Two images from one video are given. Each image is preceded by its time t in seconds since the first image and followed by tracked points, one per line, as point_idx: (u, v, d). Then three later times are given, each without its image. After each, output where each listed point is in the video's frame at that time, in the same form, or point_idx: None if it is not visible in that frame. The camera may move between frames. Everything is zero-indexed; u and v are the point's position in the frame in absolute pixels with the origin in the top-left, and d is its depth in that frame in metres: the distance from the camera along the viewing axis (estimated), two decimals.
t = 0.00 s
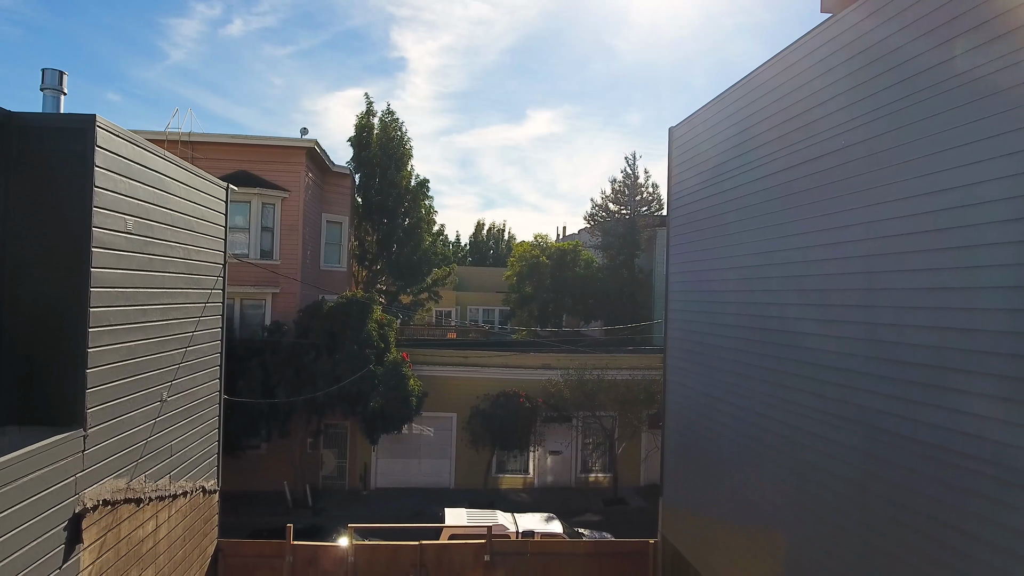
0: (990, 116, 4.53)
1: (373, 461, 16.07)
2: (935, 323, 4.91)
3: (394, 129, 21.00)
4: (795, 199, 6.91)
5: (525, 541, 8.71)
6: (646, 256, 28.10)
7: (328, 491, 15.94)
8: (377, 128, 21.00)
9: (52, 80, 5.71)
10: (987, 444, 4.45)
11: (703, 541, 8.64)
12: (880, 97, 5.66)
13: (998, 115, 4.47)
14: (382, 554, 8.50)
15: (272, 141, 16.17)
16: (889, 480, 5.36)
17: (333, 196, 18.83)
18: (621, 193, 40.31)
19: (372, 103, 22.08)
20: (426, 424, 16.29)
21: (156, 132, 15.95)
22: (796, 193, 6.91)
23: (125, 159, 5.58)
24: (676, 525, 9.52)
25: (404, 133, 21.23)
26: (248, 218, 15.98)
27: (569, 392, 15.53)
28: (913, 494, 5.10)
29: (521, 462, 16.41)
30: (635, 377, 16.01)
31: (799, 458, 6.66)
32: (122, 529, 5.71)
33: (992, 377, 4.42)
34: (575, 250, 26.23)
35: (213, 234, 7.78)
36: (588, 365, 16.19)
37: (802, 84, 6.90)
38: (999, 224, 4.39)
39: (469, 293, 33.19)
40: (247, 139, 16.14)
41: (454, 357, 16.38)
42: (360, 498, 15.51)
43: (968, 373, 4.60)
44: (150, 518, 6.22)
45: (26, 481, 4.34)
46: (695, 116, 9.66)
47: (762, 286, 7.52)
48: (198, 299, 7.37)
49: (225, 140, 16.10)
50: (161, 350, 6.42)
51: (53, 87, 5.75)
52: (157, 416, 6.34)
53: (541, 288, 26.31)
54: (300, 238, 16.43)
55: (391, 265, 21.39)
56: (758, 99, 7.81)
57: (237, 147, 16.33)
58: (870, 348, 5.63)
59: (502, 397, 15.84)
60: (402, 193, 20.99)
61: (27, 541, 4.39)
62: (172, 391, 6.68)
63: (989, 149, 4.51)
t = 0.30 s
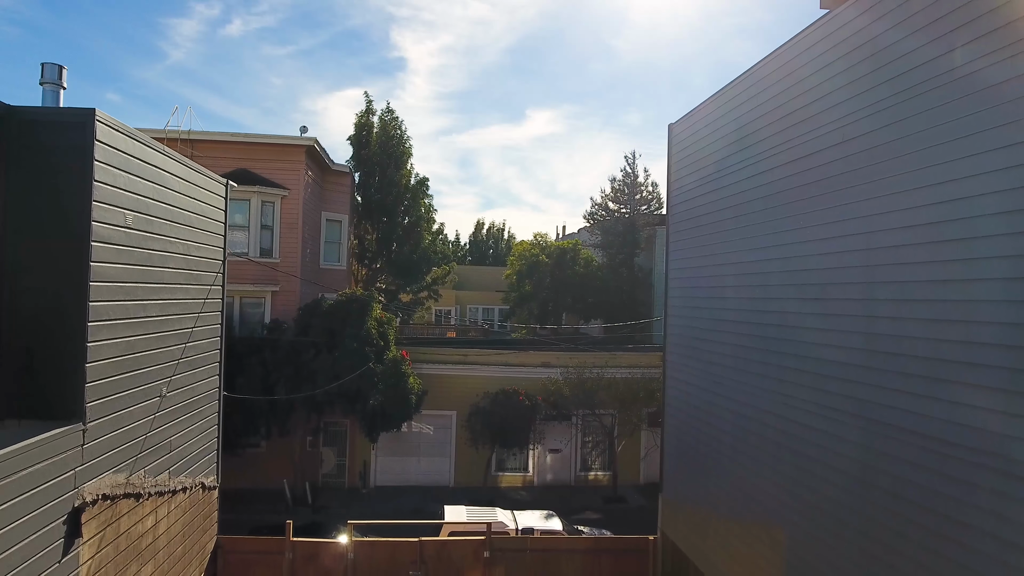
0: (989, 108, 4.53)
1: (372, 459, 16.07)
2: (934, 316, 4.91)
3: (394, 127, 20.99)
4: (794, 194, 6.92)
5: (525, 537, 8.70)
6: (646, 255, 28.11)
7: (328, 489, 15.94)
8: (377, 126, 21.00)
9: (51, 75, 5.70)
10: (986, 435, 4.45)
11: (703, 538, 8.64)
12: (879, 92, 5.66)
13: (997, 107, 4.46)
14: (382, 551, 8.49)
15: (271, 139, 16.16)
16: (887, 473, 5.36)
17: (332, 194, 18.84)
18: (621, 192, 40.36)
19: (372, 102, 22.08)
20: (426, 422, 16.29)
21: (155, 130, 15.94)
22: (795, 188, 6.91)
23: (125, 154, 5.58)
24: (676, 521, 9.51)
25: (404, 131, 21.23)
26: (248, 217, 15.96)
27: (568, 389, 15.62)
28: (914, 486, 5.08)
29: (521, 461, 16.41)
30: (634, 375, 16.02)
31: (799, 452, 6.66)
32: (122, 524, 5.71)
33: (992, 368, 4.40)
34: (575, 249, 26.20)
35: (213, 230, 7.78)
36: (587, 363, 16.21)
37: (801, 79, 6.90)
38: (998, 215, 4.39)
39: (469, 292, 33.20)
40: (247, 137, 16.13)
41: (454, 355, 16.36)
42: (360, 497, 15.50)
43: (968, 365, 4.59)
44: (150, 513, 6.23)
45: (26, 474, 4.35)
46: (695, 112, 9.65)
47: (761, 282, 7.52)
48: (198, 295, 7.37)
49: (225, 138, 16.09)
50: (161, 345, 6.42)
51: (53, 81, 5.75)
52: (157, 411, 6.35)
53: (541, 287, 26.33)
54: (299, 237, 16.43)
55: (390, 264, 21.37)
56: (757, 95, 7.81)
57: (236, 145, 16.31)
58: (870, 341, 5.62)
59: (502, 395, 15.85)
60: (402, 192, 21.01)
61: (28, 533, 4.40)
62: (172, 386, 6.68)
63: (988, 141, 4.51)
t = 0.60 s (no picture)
0: (988, 100, 4.53)
1: (372, 457, 16.06)
2: (934, 309, 4.91)
3: (393, 126, 20.97)
4: (793, 189, 6.92)
5: (525, 534, 8.69)
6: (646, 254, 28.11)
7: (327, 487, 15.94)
8: (377, 125, 20.98)
9: (51, 69, 5.70)
10: (986, 427, 4.44)
11: (703, 534, 8.63)
12: (878, 85, 5.67)
13: (997, 98, 4.46)
14: (381, 547, 8.48)
15: (271, 137, 16.15)
16: (888, 466, 5.36)
17: (332, 192, 18.83)
18: (620, 191, 40.41)
19: (371, 100, 22.07)
20: (425, 421, 16.28)
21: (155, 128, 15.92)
22: (794, 183, 6.91)
23: (124, 148, 5.58)
24: (675, 518, 9.51)
25: (404, 130, 21.21)
26: (248, 215, 15.92)
27: (567, 387, 15.62)
28: (914, 479, 5.08)
29: (520, 459, 16.41)
30: (634, 373, 16.02)
31: (799, 448, 6.65)
32: (121, 520, 5.70)
33: (992, 360, 4.40)
34: (575, 249, 26.36)
35: (212, 226, 7.78)
36: (587, 361, 16.22)
37: (800, 74, 6.90)
38: (999, 213, 4.38)
39: (469, 291, 33.19)
40: (247, 136, 16.11)
41: (454, 354, 16.36)
42: (359, 495, 15.51)
43: (968, 358, 4.59)
44: (149, 508, 6.22)
45: (25, 468, 4.34)
46: (694, 109, 9.65)
47: (761, 277, 7.53)
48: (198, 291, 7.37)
49: (224, 136, 16.07)
50: (161, 340, 6.42)
51: (52, 75, 5.74)
52: (156, 407, 6.33)
53: (541, 286, 26.36)
54: (299, 235, 16.43)
55: (390, 263, 21.39)
56: (757, 90, 7.81)
57: (236, 143, 16.29)
58: (870, 335, 5.63)
59: (502, 393, 15.86)
60: (402, 190, 21.00)
61: (27, 527, 4.40)
62: (171, 381, 6.68)
63: (988, 132, 4.51)
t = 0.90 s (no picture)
0: (988, 91, 4.53)
1: (371, 455, 16.07)
2: (933, 301, 4.91)
3: (393, 124, 20.96)
4: (793, 184, 6.92)
5: (525, 530, 8.69)
6: (645, 252, 28.12)
7: (327, 485, 15.95)
8: (376, 123, 20.95)
9: (50, 63, 5.69)
10: (988, 418, 4.43)
11: (702, 529, 8.63)
12: (877, 78, 5.66)
13: (997, 101, 4.45)
14: (382, 544, 8.48)
15: (271, 135, 16.14)
16: (887, 459, 5.36)
17: (331, 190, 18.81)
18: (620, 190, 40.43)
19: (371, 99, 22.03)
20: (425, 419, 16.29)
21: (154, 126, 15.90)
22: (793, 177, 6.91)
23: (124, 143, 5.58)
24: (675, 514, 9.51)
25: (403, 128, 21.18)
26: (247, 213, 15.97)
27: (567, 385, 15.61)
28: (915, 472, 5.07)
29: (520, 457, 16.42)
30: (634, 371, 16.02)
31: (799, 443, 6.65)
32: (120, 514, 5.69)
33: (993, 352, 4.39)
34: (575, 247, 26.45)
35: (212, 222, 7.78)
36: (587, 359, 16.23)
37: (799, 68, 6.89)
38: (999, 214, 4.37)
39: (468, 290, 33.20)
40: (246, 134, 16.10)
41: (453, 352, 16.36)
42: (359, 493, 15.51)
43: (969, 349, 4.58)
44: (149, 504, 6.21)
45: (24, 461, 4.33)
46: (694, 105, 9.65)
47: (760, 272, 7.52)
48: (198, 287, 7.36)
49: (224, 134, 16.06)
50: (161, 335, 6.42)
51: (52, 70, 5.74)
52: (155, 402, 6.33)
53: (540, 285, 26.38)
54: (299, 233, 16.43)
55: (389, 261, 21.42)
56: (756, 88, 7.80)
57: (236, 141, 16.28)
58: (869, 328, 5.62)
59: (502, 391, 15.85)
60: (401, 188, 21.01)
61: (27, 520, 4.39)
62: (170, 377, 6.67)
63: (988, 131, 4.50)
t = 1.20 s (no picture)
0: (988, 83, 4.52)
1: (371, 453, 16.07)
2: (930, 293, 4.90)
3: (393, 123, 20.95)
4: (793, 178, 6.89)
5: (524, 528, 8.71)
6: (645, 251, 28.13)
7: (326, 483, 15.95)
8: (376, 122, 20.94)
9: (49, 57, 5.69)
10: (982, 408, 4.39)
11: (700, 525, 8.62)
12: (877, 72, 5.65)
13: (998, 103, 4.43)
14: (381, 540, 8.47)
15: (270, 133, 16.13)
16: (883, 452, 5.33)
17: (331, 189, 18.81)
18: (620, 189, 40.46)
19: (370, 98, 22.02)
20: (424, 417, 16.29)
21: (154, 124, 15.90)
22: (793, 172, 6.89)
23: (122, 137, 5.57)
24: (675, 510, 9.50)
25: (403, 127, 21.17)
26: (247, 211, 15.97)
27: (567, 383, 15.60)
28: (911, 463, 5.03)
29: (519, 455, 16.41)
30: (634, 369, 16.01)
31: (796, 438, 6.63)
32: (119, 509, 5.69)
33: (991, 341, 4.35)
34: (575, 246, 26.53)
35: (212, 217, 7.78)
36: (587, 358, 16.23)
37: (799, 62, 6.87)
38: (998, 214, 4.35)
39: (468, 290, 33.23)
40: (246, 131, 16.10)
41: (453, 350, 16.39)
42: (359, 490, 15.50)
43: (966, 339, 4.55)
44: (148, 499, 6.21)
45: (24, 453, 4.33)
46: (693, 100, 9.62)
47: (760, 267, 7.50)
48: (197, 282, 7.36)
49: (223, 132, 16.05)
50: (160, 330, 6.42)
51: (51, 64, 5.73)
52: (155, 397, 6.32)
53: (540, 284, 26.41)
54: (299, 231, 16.43)
55: (390, 259, 21.45)
56: (756, 88, 7.77)
57: (235, 139, 16.28)
58: (867, 321, 5.61)
59: (501, 389, 15.84)
60: (401, 187, 21.00)
61: (26, 512, 4.39)
62: (170, 372, 6.66)
63: (988, 133, 4.49)
